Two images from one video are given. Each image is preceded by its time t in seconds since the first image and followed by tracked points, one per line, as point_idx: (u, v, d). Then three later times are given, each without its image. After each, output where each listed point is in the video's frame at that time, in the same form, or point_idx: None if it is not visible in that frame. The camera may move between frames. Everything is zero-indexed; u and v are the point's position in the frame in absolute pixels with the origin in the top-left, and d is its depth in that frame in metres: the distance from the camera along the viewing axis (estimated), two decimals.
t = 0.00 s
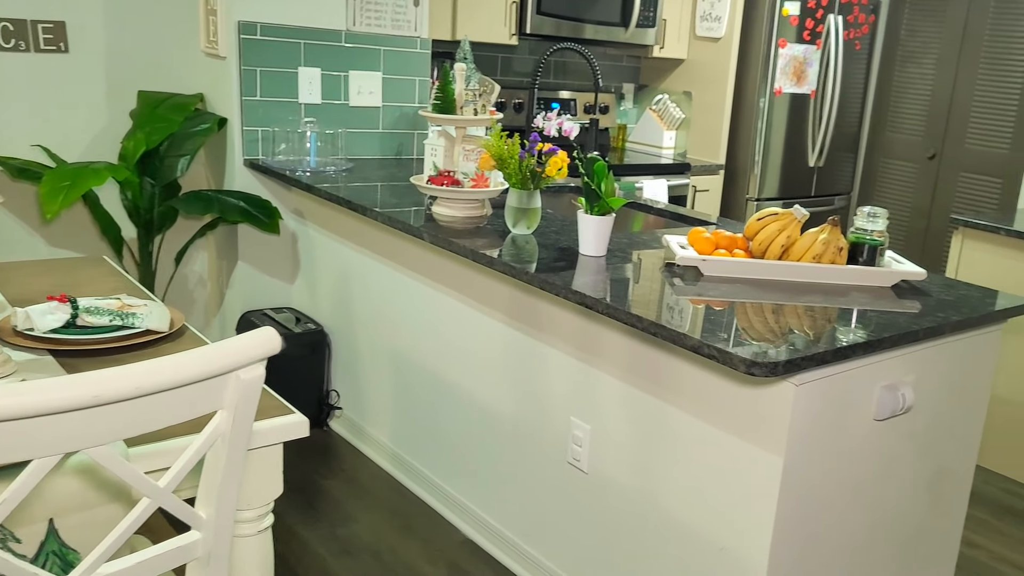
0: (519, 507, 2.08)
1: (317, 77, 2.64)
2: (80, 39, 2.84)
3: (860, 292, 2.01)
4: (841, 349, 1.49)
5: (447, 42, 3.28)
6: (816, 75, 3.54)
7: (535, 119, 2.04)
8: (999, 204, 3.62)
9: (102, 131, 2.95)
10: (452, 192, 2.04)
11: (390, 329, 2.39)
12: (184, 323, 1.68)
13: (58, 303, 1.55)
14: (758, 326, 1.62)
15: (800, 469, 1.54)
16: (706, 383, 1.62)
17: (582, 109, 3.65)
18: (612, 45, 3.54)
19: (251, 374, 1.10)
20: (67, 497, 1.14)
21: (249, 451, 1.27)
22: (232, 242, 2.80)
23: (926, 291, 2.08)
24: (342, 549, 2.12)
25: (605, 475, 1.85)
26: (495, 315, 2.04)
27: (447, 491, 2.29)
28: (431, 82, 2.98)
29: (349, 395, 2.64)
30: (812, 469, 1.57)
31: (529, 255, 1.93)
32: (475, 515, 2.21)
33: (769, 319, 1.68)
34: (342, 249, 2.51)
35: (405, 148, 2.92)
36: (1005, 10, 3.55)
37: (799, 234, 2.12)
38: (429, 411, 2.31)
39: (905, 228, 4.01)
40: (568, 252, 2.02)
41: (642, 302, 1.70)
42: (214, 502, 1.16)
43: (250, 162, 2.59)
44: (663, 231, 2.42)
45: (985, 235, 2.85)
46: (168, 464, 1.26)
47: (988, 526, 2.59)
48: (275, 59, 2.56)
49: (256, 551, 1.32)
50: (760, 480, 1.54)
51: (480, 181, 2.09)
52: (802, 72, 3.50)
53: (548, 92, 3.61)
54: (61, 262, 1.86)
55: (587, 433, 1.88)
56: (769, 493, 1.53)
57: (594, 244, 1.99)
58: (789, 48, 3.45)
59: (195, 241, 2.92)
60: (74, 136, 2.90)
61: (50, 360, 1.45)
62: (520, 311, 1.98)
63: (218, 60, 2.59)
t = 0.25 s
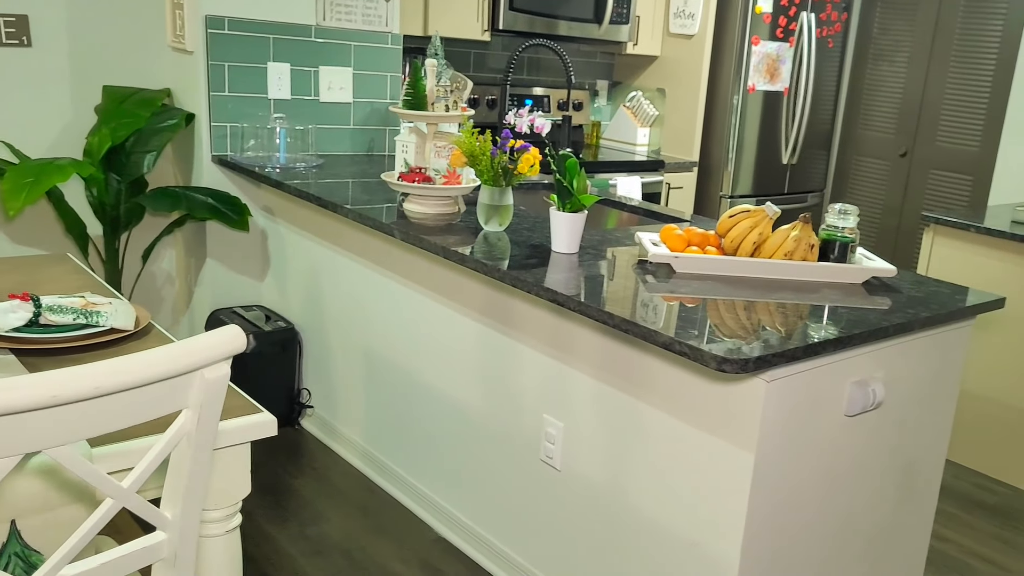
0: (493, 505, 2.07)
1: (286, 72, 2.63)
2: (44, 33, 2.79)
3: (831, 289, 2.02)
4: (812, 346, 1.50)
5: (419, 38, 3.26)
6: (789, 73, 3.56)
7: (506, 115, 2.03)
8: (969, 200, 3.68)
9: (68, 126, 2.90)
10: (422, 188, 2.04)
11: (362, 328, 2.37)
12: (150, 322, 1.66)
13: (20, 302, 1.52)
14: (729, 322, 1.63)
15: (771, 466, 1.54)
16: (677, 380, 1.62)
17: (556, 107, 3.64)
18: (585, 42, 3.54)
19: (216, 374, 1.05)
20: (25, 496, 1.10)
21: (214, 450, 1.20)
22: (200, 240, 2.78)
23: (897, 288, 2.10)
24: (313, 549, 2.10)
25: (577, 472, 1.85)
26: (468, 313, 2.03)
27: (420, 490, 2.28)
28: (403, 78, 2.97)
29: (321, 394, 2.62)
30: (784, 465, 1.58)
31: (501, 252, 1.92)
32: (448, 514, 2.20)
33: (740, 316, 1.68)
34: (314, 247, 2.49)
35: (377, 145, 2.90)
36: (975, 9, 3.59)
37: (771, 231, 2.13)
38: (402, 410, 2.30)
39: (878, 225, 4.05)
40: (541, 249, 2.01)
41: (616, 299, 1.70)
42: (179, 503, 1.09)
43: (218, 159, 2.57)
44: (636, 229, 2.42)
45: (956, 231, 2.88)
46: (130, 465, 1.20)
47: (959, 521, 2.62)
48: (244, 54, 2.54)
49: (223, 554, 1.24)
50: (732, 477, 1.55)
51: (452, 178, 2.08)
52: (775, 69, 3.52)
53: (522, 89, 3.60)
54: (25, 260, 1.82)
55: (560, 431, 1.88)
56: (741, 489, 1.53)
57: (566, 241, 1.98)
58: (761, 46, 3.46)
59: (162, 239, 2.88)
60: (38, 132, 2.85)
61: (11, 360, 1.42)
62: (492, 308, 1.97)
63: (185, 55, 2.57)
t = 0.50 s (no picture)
0: (479, 504, 2.08)
1: (268, 72, 2.62)
2: (23, 35, 2.77)
3: (815, 285, 2.03)
4: (796, 342, 1.51)
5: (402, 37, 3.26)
6: (772, 69, 3.57)
7: (489, 114, 2.03)
8: (952, 195, 3.71)
9: (48, 128, 2.88)
10: (405, 188, 2.04)
11: (347, 328, 2.37)
12: (131, 325, 1.65)
13: (1, 305, 1.50)
14: (713, 319, 1.64)
15: (755, 463, 1.56)
16: (661, 377, 1.63)
17: (539, 105, 3.64)
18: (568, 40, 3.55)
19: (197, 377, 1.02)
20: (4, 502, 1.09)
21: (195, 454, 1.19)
22: (182, 243, 2.78)
23: (880, 284, 2.11)
24: (298, 551, 2.11)
25: (563, 470, 1.86)
26: (453, 312, 2.04)
27: (406, 490, 2.29)
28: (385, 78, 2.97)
29: (305, 395, 2.62)
30: (768, 461, 1.59)
31: (484, 251, 1.92)
32: (433, 515, 2.21)
33: (724, 312, 1.70)
34: (298, 247, 2.48)
35: (359, 144, 2.89)
36: (956, 4, 3.61)
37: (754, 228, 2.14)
38: (387, 410, 2.30)
39: (861, 220, 4.07)
40: (524, 248, 2.02)
41: (601, 297, 1.71)
42: (162, 506, 1.06)
43: (201, 160, 2.56)
44: (619, 226, 2.43)
45: (939, 226, 2.90)
46: (112, 469, 1.19)
47: (944, 515, 2.64)
48: (225, 55, 2.53)
49: (207, 556, 1.24)
50: (717, 473, 1.56)
51: (434, 177, 2.09)
52: (757, 66, 3.53)
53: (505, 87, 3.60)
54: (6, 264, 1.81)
55: (545, 429, 1.88)
56: (725, 485, 1.55)
57: (549, 240, 1.98)
58: (744, 43, 3.48)
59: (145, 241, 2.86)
60: (19, 134, 2.83)
61: None
62: (476, 308, 1.98)
63: (166, 56, 2.56)
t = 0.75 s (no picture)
0: (465, 504, 2.08)
1: (248, 73, 2.61)
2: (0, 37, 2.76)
3: (798, 279, 2.05)
4: (779, 337, 1.52)
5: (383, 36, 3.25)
6: (753, 63, 3.58)
7: (469, 112, 2.03)
8: (935, 186, 3.73)
9: (27, 131, 2.87)
10: (387, 187, 2.04)
11: (331, 329, 2.37)
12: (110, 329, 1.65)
13: None
14: (697, 314, 1.65)
15: (740, 458, 1.57)
16: (644, 373, 1.64)
17: (521, 102, 3.64)
18: (550, 37, 3.55)
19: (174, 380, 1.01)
20: None
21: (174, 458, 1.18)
22: (165, 245, 2.76)
23: (862, 277, 2.13)
24: (283, 553, 2.11)
25: (548, 468, 1.87)
26: (436, 311, 2.04)
27: (392, 490, 2.29)
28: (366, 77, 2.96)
29: (289, 396, 2.62)
30: (752, 456, 1.60)
31: (467, 250, 1.93)
32: (420, 514, 2.21)
33: (708, 307, 1.71)
34: (281, 248, 2.48)
35: (341, 144, 2.89)
36: None
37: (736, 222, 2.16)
38: (372, 410, 2.30)
39: (845, 213, 4.09)
40: (507, 245, 2.02)
41: (586, 294, 1.71)
42: (140, 511, 1.06)
43: (181, 161, 2.55)
44: (602, 223, 2.44)
45: (922, 218, 2.92)
46: (89, 474, 1.18)
47: (929, 506, 2.67)
48: (204, 56, 2.52)
49: (190, 559, 1.24)
50: (701, 469, 1.57)
51: (416, 175, 2.09)
52: (739, 61, 3.54)
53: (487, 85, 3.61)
54: None
55: (530, 427, 1.89)
56: (709, 480, 1.56)
57: (532, 237, 1.99)
58: (725, 37, 3.48)
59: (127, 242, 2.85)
60: None
61: None
62: (459, 306, 1.98)
63: (145, 58, 2.55)
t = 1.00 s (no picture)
0: (442, 500, 2.09)
1: (226, 66, 2.60)
2: None
3: (775, 274, 2.06)
4: (754, 333, 1.53)
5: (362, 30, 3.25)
6: (734, 59, 3.59)
7: (446, 106, 2.03)
8: (914, 182, 3.75)
9: (3, 124, 2.84)
10: (365, 181, 2.05)
11: (309, 324, 2.37)
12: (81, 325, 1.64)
13: None
14: (675, 310, 1.66)
15: (716, 454, 1.58)
16: (619, 369, 1.65)
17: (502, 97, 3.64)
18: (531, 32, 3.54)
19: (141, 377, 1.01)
20: None
21: (140, 456, 1.18)
22: (141, 239, 2.75)
23: (839, 272, 2.14)
24: (257, 551, 2.11)
25: (525, 463, 1.88)
26: (413, 306, 2.04)
27: (369, 486, 2.30)
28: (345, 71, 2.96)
29: (266, 392, 2.62)
30: (727, 452, 1.61)
31: (444, 245, 1.93)
32: (398, 510, 2.22)
33: (685, 303, 1.72)
34: (259, 243, 2.47)
35: (320, 138, 2.89)
36: None
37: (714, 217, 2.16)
38: (350, 405, 2.31)
39: (826, 209, 4.11)
40: (484, 240, 2.02)
41: (564, 290, 1.72)
42: (106, 508, 1.06)
43: (158, 155, 2.54)
44: (580, 218, 2.45)
45: (901, 215, 2.94)
46: (53, 473, 1.16)
47: (908, 501, 2.68)
48: (181, 49, 2.51)
49: (159, 556, 1.24)
50: (677, 465, 1.58)
51: (394, 170, 2.11)
52: (720, 56, 3.55)
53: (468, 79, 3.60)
54: None
55: (506, 423, 1.90)
56: (683, 476, 1.58)
57: (509, 232, 1.99)
58: (706, 33, 3.49)
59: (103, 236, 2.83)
60: None
61: None
62: (436, 301, 1.99)
63: (121, 51, 2.53)
